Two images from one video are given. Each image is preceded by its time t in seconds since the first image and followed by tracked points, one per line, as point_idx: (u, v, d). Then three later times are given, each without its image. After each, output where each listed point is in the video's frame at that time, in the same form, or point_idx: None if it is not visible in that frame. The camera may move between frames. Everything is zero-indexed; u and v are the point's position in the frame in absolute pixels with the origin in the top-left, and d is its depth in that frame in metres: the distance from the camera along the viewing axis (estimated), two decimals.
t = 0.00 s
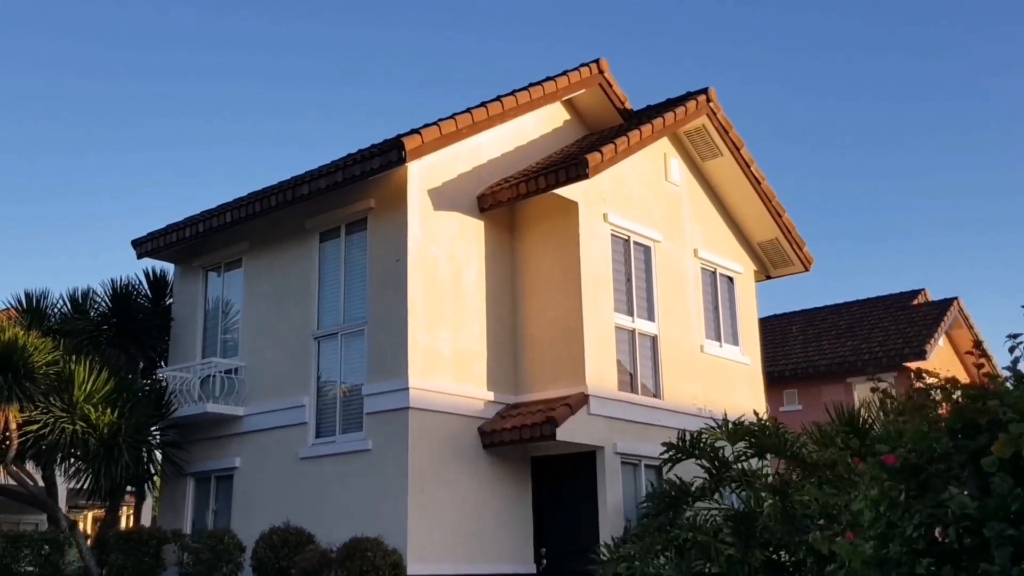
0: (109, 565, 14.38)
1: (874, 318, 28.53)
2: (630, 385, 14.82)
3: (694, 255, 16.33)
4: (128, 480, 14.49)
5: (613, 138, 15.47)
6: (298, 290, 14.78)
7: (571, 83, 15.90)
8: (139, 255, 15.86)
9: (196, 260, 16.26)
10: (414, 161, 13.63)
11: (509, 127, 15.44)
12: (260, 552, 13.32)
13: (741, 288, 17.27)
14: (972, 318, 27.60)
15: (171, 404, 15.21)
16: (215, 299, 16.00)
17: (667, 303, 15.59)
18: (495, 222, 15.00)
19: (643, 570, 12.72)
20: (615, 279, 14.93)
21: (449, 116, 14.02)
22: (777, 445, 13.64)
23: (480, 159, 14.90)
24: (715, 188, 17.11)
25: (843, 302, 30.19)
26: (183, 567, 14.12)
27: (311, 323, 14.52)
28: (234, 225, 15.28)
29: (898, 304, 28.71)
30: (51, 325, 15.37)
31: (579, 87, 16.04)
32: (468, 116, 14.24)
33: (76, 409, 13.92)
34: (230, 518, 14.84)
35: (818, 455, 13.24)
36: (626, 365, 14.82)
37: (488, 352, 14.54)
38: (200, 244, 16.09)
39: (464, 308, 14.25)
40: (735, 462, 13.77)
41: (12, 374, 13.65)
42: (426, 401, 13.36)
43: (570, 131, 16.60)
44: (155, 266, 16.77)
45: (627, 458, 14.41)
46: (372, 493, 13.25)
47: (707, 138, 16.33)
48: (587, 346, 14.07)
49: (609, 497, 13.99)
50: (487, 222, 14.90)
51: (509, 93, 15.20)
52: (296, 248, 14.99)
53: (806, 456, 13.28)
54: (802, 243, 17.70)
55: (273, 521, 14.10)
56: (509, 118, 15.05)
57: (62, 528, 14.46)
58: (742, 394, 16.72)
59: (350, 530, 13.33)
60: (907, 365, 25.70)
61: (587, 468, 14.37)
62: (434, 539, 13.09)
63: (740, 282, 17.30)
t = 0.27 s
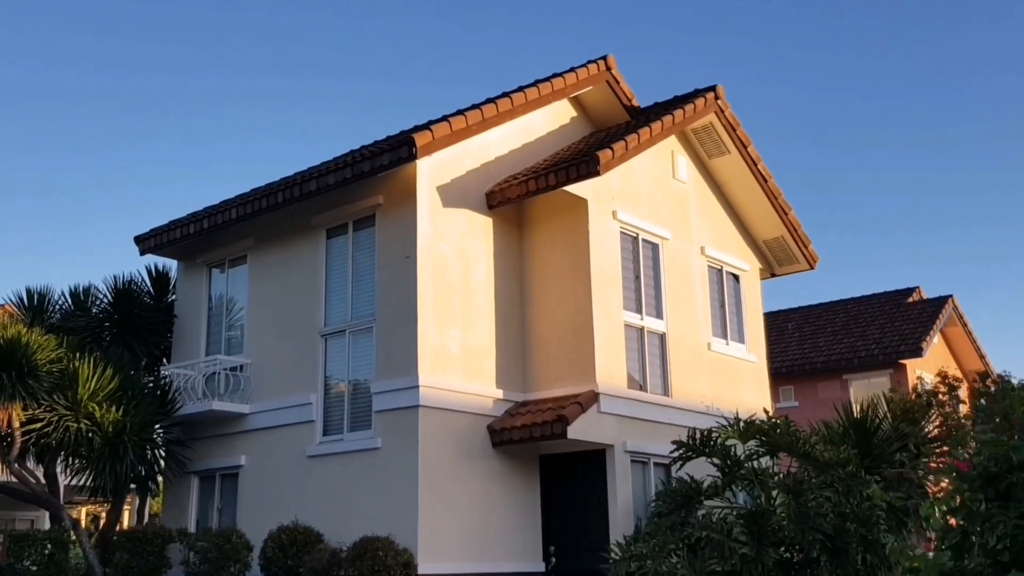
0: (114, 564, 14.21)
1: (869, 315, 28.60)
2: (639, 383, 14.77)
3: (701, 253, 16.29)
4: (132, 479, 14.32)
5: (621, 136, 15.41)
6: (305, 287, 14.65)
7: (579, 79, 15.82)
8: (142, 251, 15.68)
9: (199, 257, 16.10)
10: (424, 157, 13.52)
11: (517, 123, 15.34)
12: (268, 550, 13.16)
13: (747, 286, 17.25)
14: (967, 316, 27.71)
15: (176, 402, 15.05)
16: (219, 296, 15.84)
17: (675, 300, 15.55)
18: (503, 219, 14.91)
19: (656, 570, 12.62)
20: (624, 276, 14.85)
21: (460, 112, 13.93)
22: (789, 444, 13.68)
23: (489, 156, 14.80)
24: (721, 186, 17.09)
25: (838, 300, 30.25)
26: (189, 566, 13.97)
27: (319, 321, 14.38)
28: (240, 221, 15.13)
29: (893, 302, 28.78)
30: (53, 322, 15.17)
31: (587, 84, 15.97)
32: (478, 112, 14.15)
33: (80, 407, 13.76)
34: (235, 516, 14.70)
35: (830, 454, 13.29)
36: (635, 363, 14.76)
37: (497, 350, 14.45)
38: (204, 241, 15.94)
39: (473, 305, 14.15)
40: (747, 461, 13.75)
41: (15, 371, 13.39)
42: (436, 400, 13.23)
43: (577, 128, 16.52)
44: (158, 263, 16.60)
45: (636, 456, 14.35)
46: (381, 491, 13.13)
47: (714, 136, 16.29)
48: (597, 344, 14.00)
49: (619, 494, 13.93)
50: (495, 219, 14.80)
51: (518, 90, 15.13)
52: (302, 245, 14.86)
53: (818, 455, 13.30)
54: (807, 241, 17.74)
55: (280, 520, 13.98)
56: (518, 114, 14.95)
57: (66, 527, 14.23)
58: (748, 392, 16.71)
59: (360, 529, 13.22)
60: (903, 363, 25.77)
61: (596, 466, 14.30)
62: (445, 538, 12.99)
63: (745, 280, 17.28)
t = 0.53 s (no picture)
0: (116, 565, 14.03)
1: (863, 317, 28.66)
2: (647, 383, 14.69)
3: (707, 252, 16.24)
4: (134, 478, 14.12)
5: (629, 134, 15.34)
6: (310, 285, 14.49)
7: (587, 77, 15.75)
8: (144, 248, 15.47)
9: (202, 254, 15.91)
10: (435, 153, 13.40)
11: (525, 121, 15.25)
12: (274, 551, 12.96)
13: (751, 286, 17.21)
14: (960, 319, 27.82)
15: (178, 401, 14.85)
16: (221, 293, 15.66)
17: (682, 299, 15.49)
18: (511, 217, 14.79)
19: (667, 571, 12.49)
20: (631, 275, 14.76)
21: (471, 108, 13.84)
22: (799, 444, 13.66)
23: (498, 153, 14.69)
24: (727, 186, 17.05)
25: (832, 302, 30.28)
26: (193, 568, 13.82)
27: (325, 318, 14.21)
28: (244, 218, 14.95)
29: (886, 304, 28.85)
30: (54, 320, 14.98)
31: (594, 82, 15.90)
32: (489, 109, 14.06)
33: (83, 406, 13.55)
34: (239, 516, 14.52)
35: (841, 454, 13.30)
36: (643, 362, 14.68)
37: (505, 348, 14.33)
38: (207, 238, 15.76)
39: (481, 303, 14.03)
40: (757, 461, 13.70)
41: (17, 369, 13.15)
42: (445, 398, 13.09)
43: (583, 126, 16.44)
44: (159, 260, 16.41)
45: (644, 456, 14.25)
46: (389, 491, 12.97)
47: (721, 136, 16.24)
48: (607, 342, 13.91)
49: (629, 494, 13.82)
50: (503, 217, 14.68)
51: (527, 87, 15.04)
52: (308, 242, 14.70)
53: (830, 455, 13.29)
54: (811, 241, 17.75)
55: (286, 520, 13.81)
56: (526, 112, 14.86)
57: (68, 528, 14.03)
58: (752, 392, 16.66)
59: (367, 529, 13.07)
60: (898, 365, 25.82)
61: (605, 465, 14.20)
62: (454, 538, 12.84)
63: (749, 280, 17.25)
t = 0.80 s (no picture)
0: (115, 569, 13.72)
1: (856, 318, 28.70)
2: (655, 384, 14.56)
3: (713, 253, 16.14)
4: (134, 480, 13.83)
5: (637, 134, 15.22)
6: (315, 284, 14.26)
7: (594, 77, 15.62)
8: (144, 245, 15.19)
9: (202, 252, 15.65)
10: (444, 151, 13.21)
11: (532, 120, 15.09)
12: (279, 555, 12.71)
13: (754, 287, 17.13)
14: (951, 320, 27.91)
15: (178, 401, 14.58)
16: (221, 292, 15.40)
17: (689, 300, 15.37)
18: (518, 216, 14.62)
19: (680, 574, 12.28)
20: (639, 275, 14.62)
21: (481, 106, 13.67)
22: (808, 446, 13.44)
23: (506, 152, 14.53)
24: (731, 187, 16.96)
25: (824, 303, 30.31)
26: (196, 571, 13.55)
27: (330, 318, 13.98)
28: (248, 216, 14.72)
29: (878, 305, 28.90)
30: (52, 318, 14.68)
31: (601, 81, 15.77)
32: (499, 107, 13.90)
33: (82, 406, 13.26)
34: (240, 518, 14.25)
35: (851, 456, 13.15)
36: (651, 364, 14.55)
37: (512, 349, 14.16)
38: (207, 236, 15.50)
39: (489, 303, 13.85)
40: (767, 463, 13.51)
41: (15, 368, 12.82)
42: (455, 400, 12.90)
43: (589, 125, 16.30)
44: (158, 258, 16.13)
45: (653, 458, 14.12)
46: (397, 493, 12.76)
47: (727, 137, 16.13)
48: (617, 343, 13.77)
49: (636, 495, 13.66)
50: (511, 216, 14.51)
51: (535, 86, 14.89)
52: (312, 240, 14.47)
53: (839, 457, 13.12)
54: (814, 243, 17.68)
55: (289, 523, 13.57)
56: (534, 111, 14.70)
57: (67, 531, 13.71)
58: (756, 393, 16.58)
59: (374, 532, 12.85)
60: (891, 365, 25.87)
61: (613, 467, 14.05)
62: (462, 541, 12.65)
63: (753, 281, 17.17)
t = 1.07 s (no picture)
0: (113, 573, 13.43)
1: (848, 323, 28.74)
2: (661, 387, 14.43)
3: (717, 255, 16.04)
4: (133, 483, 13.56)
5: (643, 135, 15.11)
6: (318, 283, 14.05)
7: (600, 78, 15.50)
8: (142, 244, 14.93)
9: (201, 252, 15.40)
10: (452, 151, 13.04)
11: (538, 120, 14.95)
12: (284, 559, 12.47)
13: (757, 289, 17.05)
14: (943, 325, 27.98)
15: (177, 402, 14.32)
16: (221, 292, 15.16)
17: (694, 302, 15.26)
18: (524, 216, 14.46)
19: None
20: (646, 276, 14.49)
21: (489, 105, 13.52)
22: (817, 448, 13.35)
23: (512, 152, 14.38)
24: (735, 190, 16.88)
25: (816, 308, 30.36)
26: None
27: (334, 318, 13.77)
28: (249, 216, 14.49)
29: (870, 310, 28.96)
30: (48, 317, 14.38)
31: (607, 82, 15.66)
32: (506, 106, 13.75)
33: (81, 407, 12.98)
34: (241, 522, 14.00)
35: (859, 459, 13.09)
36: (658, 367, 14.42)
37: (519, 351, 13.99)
38: (207, 235, 15.26)
39: (496, 304, 13.68)
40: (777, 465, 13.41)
41: (13, 368, 12.53)
42: (462, 401, 12.72)
43: (593, 127, 16.18)
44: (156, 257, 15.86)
45: (660, 461, 13.98)
46: (404, 496, 12.56)
47: (731, 139, 16.04)
48: (624, 345, 13.63)
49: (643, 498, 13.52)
50: (517, 217, 14.35)
51: (541, 85, 14.75)
52: (315, 239, 14.26)
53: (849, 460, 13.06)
54: (816, 246, 17.62)
55: (292, 526, 13.33)
56: (541, 111, 14.56)
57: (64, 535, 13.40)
58: (760, 396, 16.49)
59: (380, 535, 12.64)
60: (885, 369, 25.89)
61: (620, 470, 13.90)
62: (470, 545, 12.45)
63: (756, 284, 17.09)
